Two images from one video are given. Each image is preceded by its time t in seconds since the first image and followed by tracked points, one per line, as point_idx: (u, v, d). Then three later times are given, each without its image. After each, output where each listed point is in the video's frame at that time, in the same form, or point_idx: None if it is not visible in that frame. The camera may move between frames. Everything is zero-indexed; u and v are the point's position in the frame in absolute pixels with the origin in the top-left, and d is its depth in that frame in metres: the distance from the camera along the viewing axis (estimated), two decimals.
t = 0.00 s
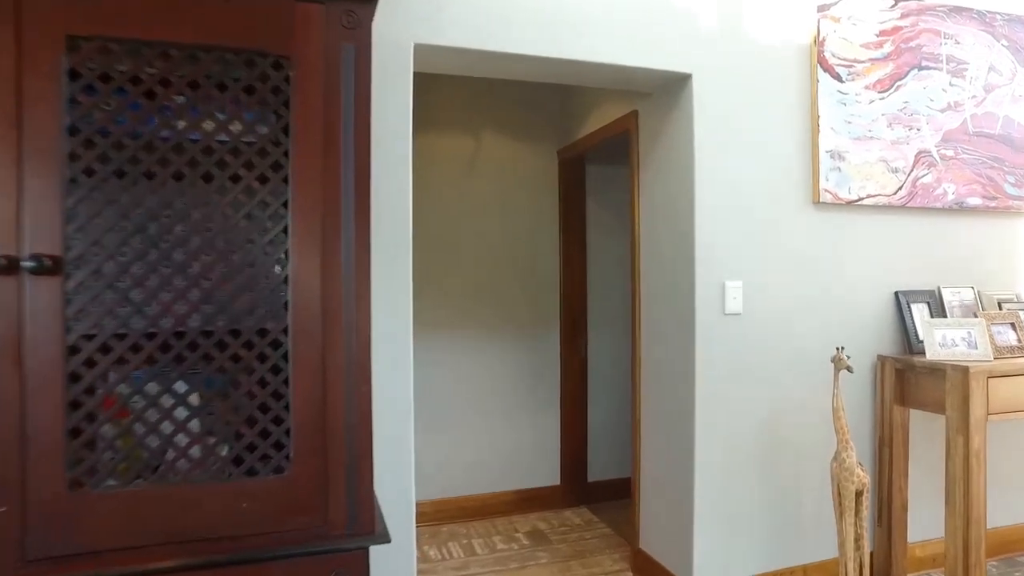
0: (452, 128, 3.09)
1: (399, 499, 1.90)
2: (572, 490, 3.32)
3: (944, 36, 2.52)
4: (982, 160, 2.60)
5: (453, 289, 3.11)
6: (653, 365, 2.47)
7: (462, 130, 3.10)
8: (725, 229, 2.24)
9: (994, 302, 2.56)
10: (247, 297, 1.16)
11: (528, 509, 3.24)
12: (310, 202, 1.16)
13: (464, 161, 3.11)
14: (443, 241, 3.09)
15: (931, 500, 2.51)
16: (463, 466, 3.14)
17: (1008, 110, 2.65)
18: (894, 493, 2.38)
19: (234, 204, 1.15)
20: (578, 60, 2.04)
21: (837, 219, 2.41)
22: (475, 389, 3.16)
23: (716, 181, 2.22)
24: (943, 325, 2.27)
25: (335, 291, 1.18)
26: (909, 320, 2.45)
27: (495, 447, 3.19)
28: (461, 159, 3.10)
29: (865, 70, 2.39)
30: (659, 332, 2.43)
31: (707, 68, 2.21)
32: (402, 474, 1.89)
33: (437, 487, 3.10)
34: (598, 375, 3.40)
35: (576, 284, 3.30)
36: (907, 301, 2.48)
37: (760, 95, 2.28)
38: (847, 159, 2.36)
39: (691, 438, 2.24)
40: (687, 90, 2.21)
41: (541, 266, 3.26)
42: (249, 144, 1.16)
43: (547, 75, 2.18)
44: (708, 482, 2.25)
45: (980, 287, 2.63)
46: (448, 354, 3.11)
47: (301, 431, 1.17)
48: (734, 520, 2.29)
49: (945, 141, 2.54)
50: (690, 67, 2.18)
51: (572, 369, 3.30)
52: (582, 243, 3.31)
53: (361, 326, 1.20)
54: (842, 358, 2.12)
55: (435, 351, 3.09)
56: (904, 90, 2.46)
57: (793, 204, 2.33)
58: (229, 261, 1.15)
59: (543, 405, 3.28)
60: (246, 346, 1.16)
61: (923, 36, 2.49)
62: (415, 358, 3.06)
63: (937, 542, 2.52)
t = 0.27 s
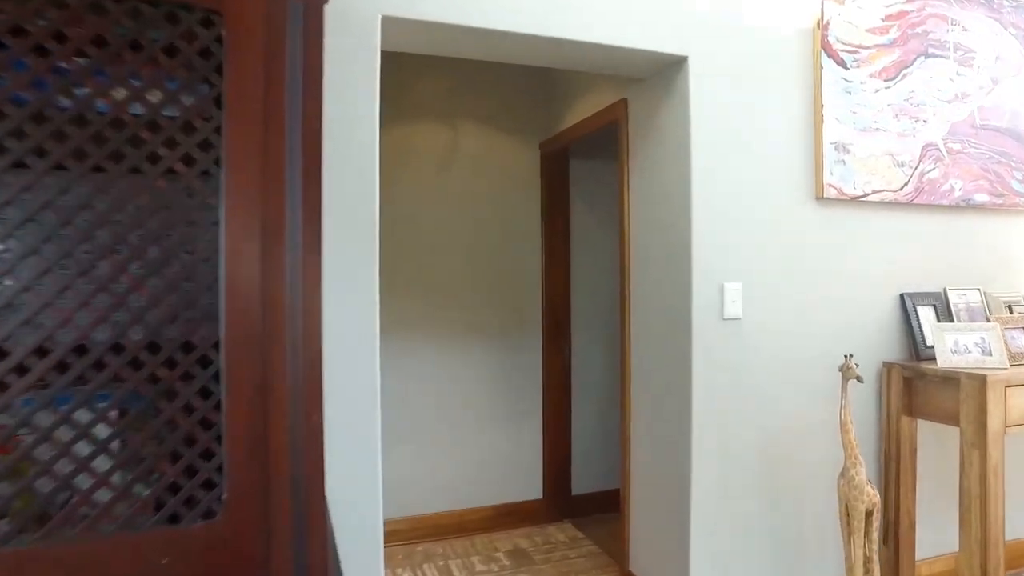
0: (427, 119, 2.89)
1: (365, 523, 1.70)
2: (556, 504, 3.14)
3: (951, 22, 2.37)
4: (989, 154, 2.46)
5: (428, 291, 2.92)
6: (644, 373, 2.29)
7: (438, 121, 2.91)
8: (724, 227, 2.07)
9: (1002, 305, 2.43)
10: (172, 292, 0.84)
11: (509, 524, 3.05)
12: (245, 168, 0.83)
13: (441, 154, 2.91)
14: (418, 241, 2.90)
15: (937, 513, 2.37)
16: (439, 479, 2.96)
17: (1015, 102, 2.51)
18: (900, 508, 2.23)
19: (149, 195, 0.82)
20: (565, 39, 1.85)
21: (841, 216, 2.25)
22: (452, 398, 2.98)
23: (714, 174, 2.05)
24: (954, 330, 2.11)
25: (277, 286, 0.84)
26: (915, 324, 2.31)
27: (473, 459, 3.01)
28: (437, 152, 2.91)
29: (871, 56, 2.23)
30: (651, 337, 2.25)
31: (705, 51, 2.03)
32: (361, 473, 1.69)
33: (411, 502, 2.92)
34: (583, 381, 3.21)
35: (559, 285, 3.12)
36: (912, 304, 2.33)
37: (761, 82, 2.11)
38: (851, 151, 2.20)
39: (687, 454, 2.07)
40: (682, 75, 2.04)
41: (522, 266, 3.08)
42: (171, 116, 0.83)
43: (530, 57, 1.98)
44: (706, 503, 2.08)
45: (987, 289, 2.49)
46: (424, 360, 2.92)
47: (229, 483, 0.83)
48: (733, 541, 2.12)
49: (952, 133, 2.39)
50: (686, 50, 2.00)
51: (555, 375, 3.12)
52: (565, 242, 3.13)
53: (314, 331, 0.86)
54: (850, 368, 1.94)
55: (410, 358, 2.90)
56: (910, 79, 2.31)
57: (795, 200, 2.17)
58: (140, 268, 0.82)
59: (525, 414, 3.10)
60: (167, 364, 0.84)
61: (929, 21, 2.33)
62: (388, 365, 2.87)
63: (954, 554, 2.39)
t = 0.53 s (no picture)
0: (399, 113, 2.76)
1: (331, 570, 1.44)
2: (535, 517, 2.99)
3: (953, 11, 2.25)
4: (992, 151, 2.34)
5: (399, 292, 2.78)
6: (633, 382, 2.14)
7: (411, 117, 2.78)
8: (720, 226, 1.92)
9: (1004, 309, 2.31)
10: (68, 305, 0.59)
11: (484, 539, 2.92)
12: (160, 119, 0.57)
13: (414, 151, 2.78)
14: (389, 240, 2.76)
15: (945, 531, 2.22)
16: (413, 492, 2.82)
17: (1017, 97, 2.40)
18: (902, 526, 2.10)
19: (34, 183, 0.58)
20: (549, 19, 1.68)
21: (841, 216, 2.11)
22: (426, 406, 2.84)
23: (711, 169, 1.90)
24: (961, 336, 1.98)
25: (204, 256, 0.58)
26: (917, 330, 2.18)
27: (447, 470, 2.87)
28: (409, 148, 2.78)
29: (872, 46, 2.09)
30: (640, 344, 2.11)
31: (700, 36, 1.88)
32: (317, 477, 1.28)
33: (383, 516, 2.78)
34: (563, 389, 3.08)
35: (539, 288, 2.98)
36: (914, 308, 2.21)
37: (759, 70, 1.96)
38: (852, 147, 2.06)
39: (681, 471, 1.91)
40: (675, 62, 1.89)
41: (500, 269, 2.94)
42: (66, 86, 0.60)
43: (511, 39, 1.81)
44: (703, 526, 1.92)
45: (988, 292, 2.38)
46: (395, 367, 2.78)
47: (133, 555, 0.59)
48: (729, 564, 1.97)
49: (954, 129, 2.27)
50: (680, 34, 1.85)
51: (534, 383, 2.98)
52: (545, 243, 2.99)
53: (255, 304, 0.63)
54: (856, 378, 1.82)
55: (380, 364, 2.76)
56: (912, 71, 2.18)
57: (793, 198, 2.03)
58: (16, 283, 0.57)
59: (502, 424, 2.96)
60: (61, 395, 0.60)
61: (931, 10, 2.21)
62: (357, 373, 2.72)
63: (961, 571, 2.27)
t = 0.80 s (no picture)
0: (372, 98, 2.57)
1: None
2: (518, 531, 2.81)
3: None
4: (1004, 143, 2.20)
5: (370, 293, 2.59)
6: (626, 389, 1.97)
7: (384, 103, 2.59)
8: (722, 220, 1.75)
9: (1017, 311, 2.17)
10: None
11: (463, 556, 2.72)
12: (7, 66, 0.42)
13: (386, 139, 2.60)
14: (359, 236, 2.57)
15: (964, 552, 2.06)
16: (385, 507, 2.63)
17: None
18: (919, 547, 1.92)
19: None
20: None
21: (849, 210, 1.96)
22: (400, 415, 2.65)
23: (712, 157, 1.73)
24: (981, 341, 1.83)
25: (79, 260, 0.44)
26: (928, 333, 2.04)
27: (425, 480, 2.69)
28: (382, 136, 2.59)
29: (882, 25, 1.94)
30: (633, 349, 1.94)
31: (701, 10, 1.71)
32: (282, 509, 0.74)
33: (353, 535, 2.58)
34: (547, 393, 2.90)
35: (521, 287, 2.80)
36: (924, 310, 2.06)
37: (763, 50, 1.80)
38: (861, 135, 1.91)
39: (679, 488, 1.74)
40: (672, 39, 1.72)
41: (480, 266, 2.76)
42: None
43: (493, 9, 1.63)
44: (704, 552, 1.75)
45: (999, 293, 2.24)
46: (367, 370, 2.59)
47: None
48: None
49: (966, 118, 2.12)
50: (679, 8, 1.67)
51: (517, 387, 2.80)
52: (528, 239, 2.82)
53: (154, 305, 0.47)
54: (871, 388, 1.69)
55: (351, 367, 2.56)
56: (924, 55, 2.03)
57: (799, 189, 1.87)
58: None
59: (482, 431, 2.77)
60: None
61: None
62: (327, 378, 2.53)
63: None
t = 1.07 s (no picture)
0: (344, 85, 2.39)
1: None
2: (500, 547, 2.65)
3: None
4: None
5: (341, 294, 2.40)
6: (621, 402, 1.77)
7: (356, 89, 2.41)
8: (731, 213, 1.57)
9: None
10: None
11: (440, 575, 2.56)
12: None
13: (359, 128, 2.42)
14: (330, 232, 2.38)
15: None
16: (357, 525, 2.45)
17: None
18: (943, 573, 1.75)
19: None
20: None
21: (866, 203, 1.78)
22: (372, 426, 2.46)
23: (720, 143, 1.55)
24: (1006, 347, 1.66)
25: None
26: (951, 338, 1.86)
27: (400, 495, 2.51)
28: (354, 124, 2.41)
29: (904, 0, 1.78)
30: (630, 358, 1.74)
31: None
32: (223, 509, 0.52)
33: (320, 555, 2.39)
34: (531, 400, 2.74)
35: (504, 287, 2.64)
36: (946, 313, 1.89)
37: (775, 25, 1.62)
38: (880, 121, 1.74)
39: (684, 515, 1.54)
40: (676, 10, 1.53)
41: (460, 265, 2.59)
42: None
43: None
44: None
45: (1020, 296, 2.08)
46: (337, 376, 2.40)
47: None
48: None
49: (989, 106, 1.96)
50: None
51: (499, 394, 2.64)
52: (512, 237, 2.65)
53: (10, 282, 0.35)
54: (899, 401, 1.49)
55: (319, 373, 2.38)
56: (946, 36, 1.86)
57: (814, 180, 1.69)
58: None
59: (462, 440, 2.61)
60: None
61: None
62: (293, 384, 2.34)
63: None
